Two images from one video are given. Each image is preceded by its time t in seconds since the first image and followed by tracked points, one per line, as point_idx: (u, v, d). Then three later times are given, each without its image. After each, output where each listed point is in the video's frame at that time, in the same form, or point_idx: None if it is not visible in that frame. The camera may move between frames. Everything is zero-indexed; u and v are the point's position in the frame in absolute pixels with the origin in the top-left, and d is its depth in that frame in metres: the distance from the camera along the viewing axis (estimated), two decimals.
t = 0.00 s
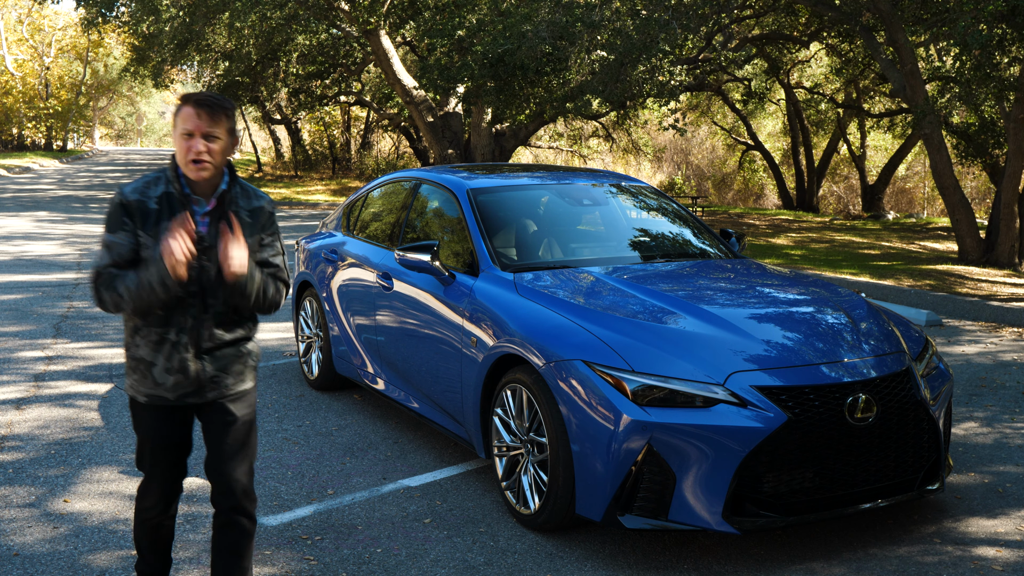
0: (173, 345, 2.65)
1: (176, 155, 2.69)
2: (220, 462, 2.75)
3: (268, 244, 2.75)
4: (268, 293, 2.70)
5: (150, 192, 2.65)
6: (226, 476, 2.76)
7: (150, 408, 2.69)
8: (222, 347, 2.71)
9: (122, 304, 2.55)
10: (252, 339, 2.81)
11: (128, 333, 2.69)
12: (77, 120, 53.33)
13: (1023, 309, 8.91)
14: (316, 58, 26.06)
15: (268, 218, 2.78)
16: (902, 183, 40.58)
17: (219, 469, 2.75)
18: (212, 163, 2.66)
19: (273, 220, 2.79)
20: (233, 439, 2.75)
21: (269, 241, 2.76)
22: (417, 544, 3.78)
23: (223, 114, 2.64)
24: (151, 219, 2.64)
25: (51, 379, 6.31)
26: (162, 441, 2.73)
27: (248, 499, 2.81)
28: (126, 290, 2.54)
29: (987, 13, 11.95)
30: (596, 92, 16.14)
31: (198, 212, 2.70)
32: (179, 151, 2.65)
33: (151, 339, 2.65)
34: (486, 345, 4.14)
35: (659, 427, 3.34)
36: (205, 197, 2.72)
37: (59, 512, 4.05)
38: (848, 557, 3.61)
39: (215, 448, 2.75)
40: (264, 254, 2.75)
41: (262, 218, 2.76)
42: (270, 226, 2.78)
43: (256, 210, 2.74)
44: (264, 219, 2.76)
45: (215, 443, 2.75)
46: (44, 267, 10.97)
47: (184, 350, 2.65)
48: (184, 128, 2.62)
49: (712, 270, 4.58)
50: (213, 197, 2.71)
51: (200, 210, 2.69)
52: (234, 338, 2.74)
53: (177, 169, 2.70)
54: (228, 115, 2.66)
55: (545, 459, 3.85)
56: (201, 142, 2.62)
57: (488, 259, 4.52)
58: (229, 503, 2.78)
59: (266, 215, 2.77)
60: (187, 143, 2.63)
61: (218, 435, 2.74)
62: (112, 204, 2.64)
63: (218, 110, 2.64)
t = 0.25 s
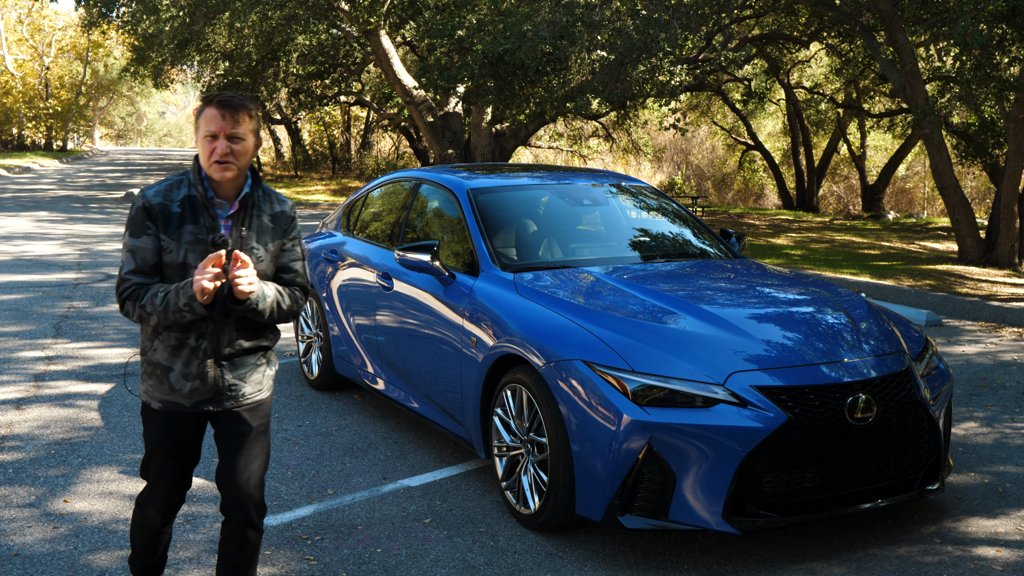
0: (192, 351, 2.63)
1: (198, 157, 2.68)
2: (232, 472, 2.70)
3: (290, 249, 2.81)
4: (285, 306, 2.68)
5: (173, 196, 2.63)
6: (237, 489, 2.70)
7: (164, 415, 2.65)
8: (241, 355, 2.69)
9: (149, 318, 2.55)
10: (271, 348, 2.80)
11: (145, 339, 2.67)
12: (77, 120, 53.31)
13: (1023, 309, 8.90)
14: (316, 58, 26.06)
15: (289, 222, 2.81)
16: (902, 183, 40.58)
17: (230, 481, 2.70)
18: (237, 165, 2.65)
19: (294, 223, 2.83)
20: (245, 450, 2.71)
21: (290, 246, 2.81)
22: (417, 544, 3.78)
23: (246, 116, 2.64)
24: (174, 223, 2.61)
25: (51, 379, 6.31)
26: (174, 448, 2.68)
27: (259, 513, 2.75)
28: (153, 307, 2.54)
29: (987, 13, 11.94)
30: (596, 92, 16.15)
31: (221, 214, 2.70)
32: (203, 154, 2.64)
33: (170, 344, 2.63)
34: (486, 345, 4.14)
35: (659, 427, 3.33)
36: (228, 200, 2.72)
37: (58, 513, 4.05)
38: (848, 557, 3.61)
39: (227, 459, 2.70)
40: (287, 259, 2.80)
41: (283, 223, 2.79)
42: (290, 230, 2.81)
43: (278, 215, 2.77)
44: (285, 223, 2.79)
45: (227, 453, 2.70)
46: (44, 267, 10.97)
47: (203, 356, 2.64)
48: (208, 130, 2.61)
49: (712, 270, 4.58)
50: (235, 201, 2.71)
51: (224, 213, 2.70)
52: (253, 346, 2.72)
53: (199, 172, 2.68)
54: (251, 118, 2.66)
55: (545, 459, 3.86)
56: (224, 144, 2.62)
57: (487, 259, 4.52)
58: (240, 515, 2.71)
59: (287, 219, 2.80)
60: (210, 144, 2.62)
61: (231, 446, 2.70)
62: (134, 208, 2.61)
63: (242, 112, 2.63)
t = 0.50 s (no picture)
0: (197, 353, 2.63)
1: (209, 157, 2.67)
2: (234, 477, 2.70)
3: (299, 251, 2.81)
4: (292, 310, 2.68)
5: (182, 195, 2.62)
6: (238, 494, 2.69)
7: (168, 416, 2.65)
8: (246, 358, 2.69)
9: (155, 318, 2.52)
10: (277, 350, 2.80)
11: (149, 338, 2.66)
12: (77, 120, 53.28)
13: (1023, 309, 8.90)
14: (316, 59, 26.07)
15: (299, 223, 2.80)
16: (902, 183, 40.58)
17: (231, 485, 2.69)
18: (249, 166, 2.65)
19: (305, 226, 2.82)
20: (247, 455, 2.71)
21: (300, 248, 2.81)
22: (417, 544, 3.78)
23: (258, 116, 2.64)
24: (183, 222, 2.60)
25: (51, 379, 6.31)
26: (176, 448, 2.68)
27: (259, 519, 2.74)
28: (160, 307, 2.51)
29: (987, 13, 11.94)
30: (596, 92, 16.17)
31: (231, 215, 2.70)
32: (214, 153, 2.63)
33: (174, 345, 2.63)
34: (486, 345, 4.14)
35: (658, 427, 3.34)
36: (238, 201, 2.71)
37: (59, 512, 4.05)
38: (848, 557, 3.61)
39: (229, 463, 2.70)
40: (295, 261, 2.80)
41: (293, 225, 2.78)
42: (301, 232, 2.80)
43: (288, 217, 2.76)
44: (295, 225, 2.78)
45: (229, 458, 2.70)
46: (44, 267, 10.97)
47: (208, 358, 2.64)
48: (220, 129, 2.61)
49: (712, 270, 4.57)
50: (245, 201, 2.70)
51: (234, 213, 2.69)
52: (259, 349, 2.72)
53: (210, 171, 2.66)
54: (262, 118, 2.66)
55: (545, 459, 3.85)
56: (237, 144, 2.62)
57: (488, 259, 4.52)
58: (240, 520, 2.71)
59: (297, 222, 2.79)
60: (222, 144, 2.61)
61: (233, 452, 2.70)
62: (143, 205, 2.59)
63: (254, 112, 2.63)
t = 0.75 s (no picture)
0: (199, 357, 2.61)
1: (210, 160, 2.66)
2: (233, 480, 2.70)
3: (302, 253, 2.79)
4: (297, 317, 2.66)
5: (183, 199, 2.59)
6: (238, 498, 2.70)
7: (169, 418, 2.65)
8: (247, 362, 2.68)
9: (152, 325, 2.51)
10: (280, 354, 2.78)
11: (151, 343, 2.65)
12: (77, 120, 53.26)
13: (1023, 309, 8.91)
14: (316, 58, 26.07)
15: (303, 226, 2.79)
16: (902, 183, 40.59)
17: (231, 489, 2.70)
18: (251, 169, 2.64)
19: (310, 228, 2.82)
20: (247, 459, 2.71)
21: (303, 250, 2.79)
22: (417, 544, 3.78)
23: (259, 119, 2.65)
24: (184, 226, 2.58)
25: (51, 379, 6.31)
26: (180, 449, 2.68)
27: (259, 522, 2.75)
28: (160, 315, 2.49)
29: (987, 13, 11.93)
30: (596, 92, 16.16)
31: (232, 220, 2.67)
32: (216, 157, 2.62)
33: (176, 349, 2.61)
34: (487, 345, 4.14)
35: (658, 427, 3.34)
36: (239, 204, 2.69)
37: (58, 512, 4.05)
38: (848, 557, 3.62)
39: (229, 467, 2.70)
40: (298, 264, 2.78)
41: (296, 227, 2.76)
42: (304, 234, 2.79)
43: (290, 219, 2.74)
44: (299, 228, 2.77)
45: (229, 461, 2.70)
46: (44, 267, 10.97)
47: (210, 361, 2.62)
48: (221, 132, 2.61)
49: (712, 270, 4.58)
50: (247, 204, 2.68)
51: (235, 217, 2.67)
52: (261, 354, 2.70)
53: (211, 175, 2.65)
54: (264, 122, 2.66)
55: (545, 459, 3.86)
56: (241, 147, 2.62)
57: (488, 259, 4.52)
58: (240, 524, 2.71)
59: (301, 224, 2.77)
60: (225, 147, 2.61)
61: (233, 455, 2.70)
62: (143, 209, 2.57)
63: (256, 115, 2.64)
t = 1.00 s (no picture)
0: (200, 347, 2.56)
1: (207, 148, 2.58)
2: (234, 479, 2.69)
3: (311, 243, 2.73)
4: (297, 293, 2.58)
5: (176, 187, 2.52)
6: (238, 498, 2.70)
7: (168, 408, 2.59)
8: (249, 356, 2.62)
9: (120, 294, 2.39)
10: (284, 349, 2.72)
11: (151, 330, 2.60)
12: (77, 120, 53.27)
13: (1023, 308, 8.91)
14: (316, 58, 26.08)
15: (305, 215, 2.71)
16: (902, 183, 40.60)
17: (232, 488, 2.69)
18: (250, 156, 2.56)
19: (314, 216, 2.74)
20: (246, 457, 2.69)
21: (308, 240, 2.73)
22: (417, 544, 3.78)
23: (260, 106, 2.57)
24: (178, 215, 2.50)
25: (51, 379, 6.31)
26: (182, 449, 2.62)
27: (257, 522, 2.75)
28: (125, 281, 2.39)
29: (987, 13, 11.93)
30: (596, 92, 16.16)
31: (228, 207, 2.57)
32: (215, 144, 2.54)
33: (175, 337, 2.56)
34: (486, 345, 4.14)
35: (658, 427, 3.34)
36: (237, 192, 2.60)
37: (59, 512, 4.05)
38: (848, 557, 3.62)
39: (229, 464, 2.69)
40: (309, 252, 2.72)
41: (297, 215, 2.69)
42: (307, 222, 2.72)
43: (290, 206, 2.67)
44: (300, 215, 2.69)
45: (228, 459, 2.69)
46: (44, 267, 10.96)
47: (212, 353, 2.57)
48: (223, 117, 2.53)
49: (712, 270, 4.58)
50: (244, 190, 2.59)
51: (231, 205, 2.58)
52: (263, 347, 2.65)
53: (207, 162, 2.57)
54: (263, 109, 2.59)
55: (545, 460, 3.86)
56: (242, 134, 2.54)
57: (488, 259, 4.52)
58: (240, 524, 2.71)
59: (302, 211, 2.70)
60: (226, 133, 2.53)
61: (232, 454, 2.68)
62: (134, 197, 2.51)
63: (256, 103, 2.57)
